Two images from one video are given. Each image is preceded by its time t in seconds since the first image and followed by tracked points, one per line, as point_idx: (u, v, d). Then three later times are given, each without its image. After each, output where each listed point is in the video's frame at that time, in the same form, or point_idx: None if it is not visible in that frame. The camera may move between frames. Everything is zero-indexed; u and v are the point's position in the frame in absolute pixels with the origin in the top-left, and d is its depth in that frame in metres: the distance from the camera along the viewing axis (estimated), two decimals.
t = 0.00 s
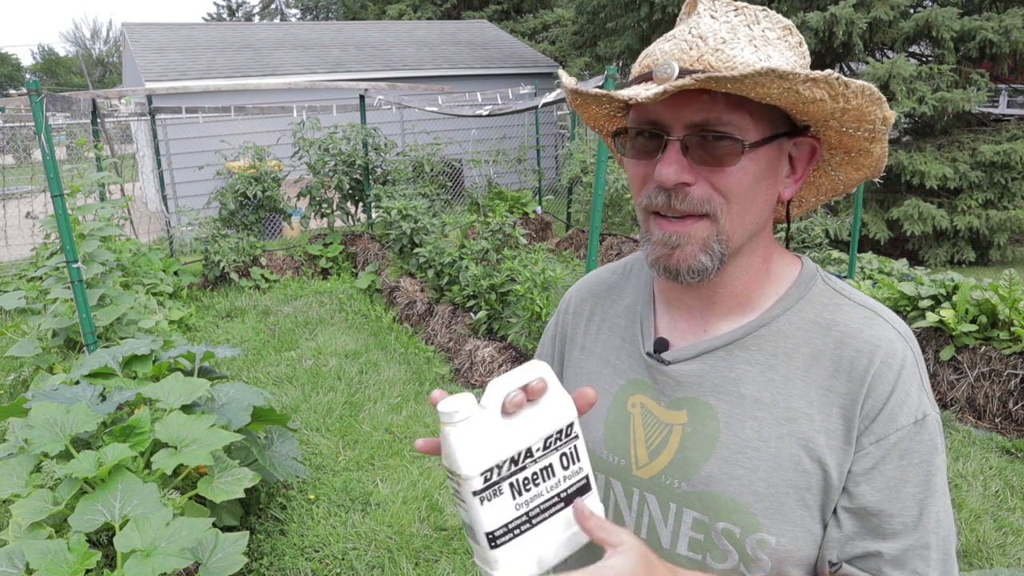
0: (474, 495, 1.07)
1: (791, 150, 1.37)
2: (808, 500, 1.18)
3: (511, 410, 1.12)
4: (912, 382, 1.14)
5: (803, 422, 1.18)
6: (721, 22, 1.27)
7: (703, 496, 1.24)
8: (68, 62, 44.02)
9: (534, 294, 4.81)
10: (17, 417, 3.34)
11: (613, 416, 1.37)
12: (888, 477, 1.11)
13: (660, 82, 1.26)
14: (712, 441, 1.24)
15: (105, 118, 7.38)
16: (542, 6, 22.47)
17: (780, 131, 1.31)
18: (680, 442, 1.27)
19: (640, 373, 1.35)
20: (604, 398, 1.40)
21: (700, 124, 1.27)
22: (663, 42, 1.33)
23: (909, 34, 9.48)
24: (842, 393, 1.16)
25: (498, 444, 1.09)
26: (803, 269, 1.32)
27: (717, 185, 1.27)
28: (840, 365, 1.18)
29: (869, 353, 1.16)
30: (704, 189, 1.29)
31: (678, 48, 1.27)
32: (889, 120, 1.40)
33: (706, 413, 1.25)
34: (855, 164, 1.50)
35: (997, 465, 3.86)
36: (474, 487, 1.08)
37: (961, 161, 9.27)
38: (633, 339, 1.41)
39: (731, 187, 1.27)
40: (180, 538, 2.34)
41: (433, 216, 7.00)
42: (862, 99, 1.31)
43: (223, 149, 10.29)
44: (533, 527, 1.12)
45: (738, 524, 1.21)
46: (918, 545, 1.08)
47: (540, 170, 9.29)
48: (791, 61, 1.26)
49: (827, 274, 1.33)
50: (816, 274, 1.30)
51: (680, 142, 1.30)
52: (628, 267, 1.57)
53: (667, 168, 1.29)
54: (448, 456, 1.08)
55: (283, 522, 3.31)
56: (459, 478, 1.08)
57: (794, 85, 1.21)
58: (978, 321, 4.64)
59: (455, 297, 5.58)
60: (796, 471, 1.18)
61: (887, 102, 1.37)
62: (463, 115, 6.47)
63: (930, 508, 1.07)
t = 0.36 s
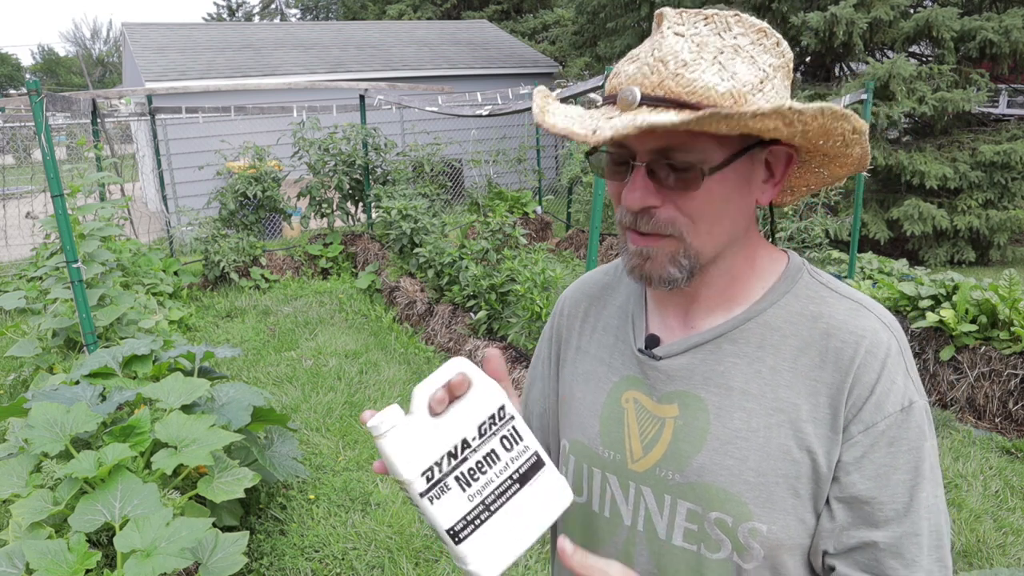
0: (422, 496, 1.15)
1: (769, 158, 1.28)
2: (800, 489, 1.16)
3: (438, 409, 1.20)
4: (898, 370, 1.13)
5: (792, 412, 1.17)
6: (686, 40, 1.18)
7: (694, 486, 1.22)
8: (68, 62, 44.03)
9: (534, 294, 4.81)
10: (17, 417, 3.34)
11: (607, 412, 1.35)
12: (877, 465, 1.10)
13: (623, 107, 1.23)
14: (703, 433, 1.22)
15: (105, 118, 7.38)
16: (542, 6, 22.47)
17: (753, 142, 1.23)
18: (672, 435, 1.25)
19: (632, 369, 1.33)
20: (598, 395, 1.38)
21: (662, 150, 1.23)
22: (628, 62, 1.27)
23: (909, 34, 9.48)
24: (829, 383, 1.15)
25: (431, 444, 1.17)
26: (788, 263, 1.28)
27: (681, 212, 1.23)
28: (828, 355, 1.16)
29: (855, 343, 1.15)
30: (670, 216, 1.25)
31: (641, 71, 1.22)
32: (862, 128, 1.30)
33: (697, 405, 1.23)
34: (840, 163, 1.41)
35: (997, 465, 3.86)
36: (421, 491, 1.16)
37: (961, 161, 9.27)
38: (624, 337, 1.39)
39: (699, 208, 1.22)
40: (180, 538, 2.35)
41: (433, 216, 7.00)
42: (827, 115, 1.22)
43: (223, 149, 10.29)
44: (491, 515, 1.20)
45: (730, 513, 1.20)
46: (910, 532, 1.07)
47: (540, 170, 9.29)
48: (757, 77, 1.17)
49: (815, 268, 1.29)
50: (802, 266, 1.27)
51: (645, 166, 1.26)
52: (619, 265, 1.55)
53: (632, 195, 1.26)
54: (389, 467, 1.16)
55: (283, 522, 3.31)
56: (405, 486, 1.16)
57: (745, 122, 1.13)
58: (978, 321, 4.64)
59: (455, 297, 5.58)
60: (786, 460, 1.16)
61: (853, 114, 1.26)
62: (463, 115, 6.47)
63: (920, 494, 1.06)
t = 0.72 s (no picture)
0: (424, 497, 1.14)
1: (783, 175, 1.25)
2: (805, 504, 1.16)
3: (433, 409, 1.20)
4: (914, 388, 1.11)
5: (802, 426, 1.16)
6: (699, 54, 1.18)
7: (700, 495, 1.23)
8: (68, 62, 44.07)
9: (534, 294, 4.81)
10: (17, 417, 3.34)
11: (618, 413, 1.37)
12: (883, 483, 1.09)
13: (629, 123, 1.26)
14: (710, 442, 1.23)
15: (105, 118, 7.38)
16: (542, 6, 22.47)
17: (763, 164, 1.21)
18: (681, 441, 1.26)
19: (644, 373, 1.35)
20: (610, 395, 1.40)
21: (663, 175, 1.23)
22: (638, 75, 1.27)
23: (909, 34, 9.48)
24: (843, 397, 1.15)
25: (428, 442, 1.17)
26: (807, 275, 1.27)
27: (681, 236, 1.23)
28: (842, 368, 1.16)
29: (871, 357, 1.14)
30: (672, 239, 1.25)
31: (649, 86, 1.23)
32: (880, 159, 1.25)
33: (706, 413, 1.24)
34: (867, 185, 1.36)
35: (997, 465, 3.86)
36: (422, 492, 1.15)
37: (961, 161, 9.27)
38: (639, 338, 1.41)
39: (700, 234, 1.22)
40: (180, 538, 2.34)
41: (433, 216, 6.99)
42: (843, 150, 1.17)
43: (223, 149, 10.29)
44: (496, 510, 1.18)
45: (732, 524, 1.20)
46: (910, 554, 1.05)
47: (540, 170, 9.29)
48: (774, 98, 1.15)
49: (834, 277, 1.29)
50: (821, 278, 1.26)
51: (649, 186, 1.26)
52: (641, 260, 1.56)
53: (634, 215, 1.28)
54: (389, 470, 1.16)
55: (283, 522, 3.31)
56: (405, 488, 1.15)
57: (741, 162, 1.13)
58: (978, 321, 4.64)
59: (455, 297, 5.58)
60: (792, 474, 1.16)
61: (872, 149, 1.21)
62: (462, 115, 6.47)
63: (923, 517, 1.05)
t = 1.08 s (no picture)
0: (458, 507, 1.12)
1: (843, 173, 1.23)
2: (832, 530, 1.13)
3: (477, 419, 1.17)
4: (964, 426, 1.06)
5: (835, 449, 1.13)
6: (759, 42, 1.17)
7: (721, 510, 1.22)
8: (68, 62, 44.10)
9: (534, 294, 4.82)
10: (17, 417, 3.34)
11: (644, 416, 1.37)
12: (924, 522, 1.05)
13: (684, 111, 1.24)
14: (736, 457, 1.21)
15: (105, 118, 7.38)
16: (542, 6, 22.46)
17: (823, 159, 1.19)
18: (705, 452, 1.25)
19: (675, 377, 1.35)
20: (638, 396, 1.41)
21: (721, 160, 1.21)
22: (696, 61, 1.27)
23: (909, 34, 9.47)
24: (883, 425, 1.10)
25: (468, 453, 1.14)
26: (860, 291, 1.24)
27: (737, 223, 1.21)
28: (887, 397, 1.11)
29: (920, 388, 1.09)
30: (726, 227, 1.23)
31: (706, 70, 1.22)
32: (952, 152, 1.22)
33: (735, 425, 1.22)
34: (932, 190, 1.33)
35: (998, 465, 3.86)
36: (457, 502, 1.13)
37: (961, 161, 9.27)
38: (675, 341, 1.42)
39: (755, 226, 1.20)
40: (180, 538, 2.34)
41: (433, 216, 6.99)
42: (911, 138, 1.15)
43: (223, 149, 10.28)
44: (533, 530, 1.14)
45: (752, 543, 1.18)
46: None
47: (540, 170, 9.29)
48: (837, 87, 1.12)
49: (888, 298, 1.25)
50: (875, 296, 1.23)
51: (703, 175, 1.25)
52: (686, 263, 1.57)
53: (688, 203, 1.26)
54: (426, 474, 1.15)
55: (283, 522, 3.31)
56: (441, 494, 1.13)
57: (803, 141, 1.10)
58: (978, 321, 4.64)
59: (455, 297, 5.58)
60: (821, 499, 1.13)
61: (943, 137, 1.18)
62: (463, 115, 6.47)
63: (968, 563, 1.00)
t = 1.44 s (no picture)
0: (504, 461, 1.08)
1: (882, 180, 1.22)
2: (866, 550, 1.11)
3: (530, 387, 1.15)
4: (1009, 443, 1.04)
5: (869, 464, 1.12)
6: (805, 36, 1.16)
7: (748, 524, 1.22)
8: (67, 62, 44.12)
9: (534, 294, 4.83)
10: (17, 417, 3.34)
11: (668, 425, 1.38)
12: (965, 545, 1.02)
13: (721, 100, 1.23)
14: (764, 470, 1.21)
15: (105, 118, 7.38)
16: (542, 6, 22.47)
17: (861, 162, 1.18)
18: (732, 464, 1.25)
19: (702, 388, 1.35)
20: (664, 406, 1.41)
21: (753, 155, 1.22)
22: (738, 54, 1.27)
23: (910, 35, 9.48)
24: (921, 441, 1.08)
25: (522, 410, 1.12)
26: (897, 303, 1.22)
27: (768, 219, 1.21)
28: (925, 410, 1.09)
29: (961, 402, 1.07)
30: (757, 224, 1.23)
31: (747, 62, 1.21)
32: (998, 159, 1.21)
33: (763, 438, 1.23)
34: (974, 199, 1.32)
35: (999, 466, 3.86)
36: (504, 456, 1.08)
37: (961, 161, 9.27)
38: (702, 349, 1.42)
39: (787, 223, 1.20)
40: (180, 538, 2.35)
41: (433, 216, 6.99)
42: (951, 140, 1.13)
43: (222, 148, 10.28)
44: (574, 504, 1.09)
45: (780, 560, 1.18)
46: None
47: (540, 170, 9.30)
48: (882, 87, 1.10)
49: (927, 311, 1.22)
50: (912, 309, 1.20)
51: (734, 169, 1.26)
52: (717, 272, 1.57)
53: (718, 196, 1.27)
54: (474, 430, 1.11)
55: (283, 522, 3.31)
56: (487, 450, 1.09)
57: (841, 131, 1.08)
58: (978, 321, 4.64)
59: (455, 297, 5.58)
60: (854, 517, 1.12)
61: (985, 141, 1.17)
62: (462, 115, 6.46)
63: None
